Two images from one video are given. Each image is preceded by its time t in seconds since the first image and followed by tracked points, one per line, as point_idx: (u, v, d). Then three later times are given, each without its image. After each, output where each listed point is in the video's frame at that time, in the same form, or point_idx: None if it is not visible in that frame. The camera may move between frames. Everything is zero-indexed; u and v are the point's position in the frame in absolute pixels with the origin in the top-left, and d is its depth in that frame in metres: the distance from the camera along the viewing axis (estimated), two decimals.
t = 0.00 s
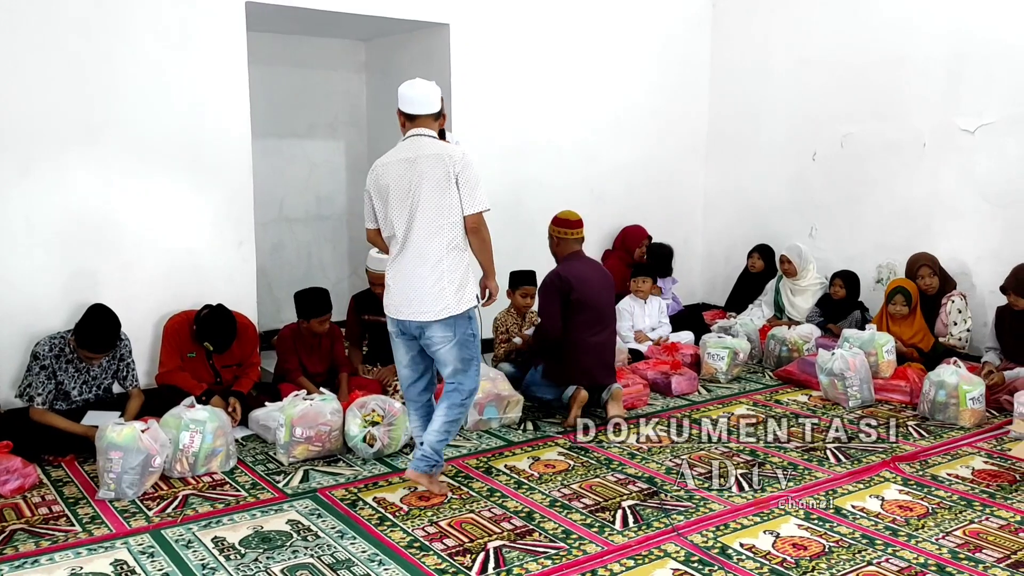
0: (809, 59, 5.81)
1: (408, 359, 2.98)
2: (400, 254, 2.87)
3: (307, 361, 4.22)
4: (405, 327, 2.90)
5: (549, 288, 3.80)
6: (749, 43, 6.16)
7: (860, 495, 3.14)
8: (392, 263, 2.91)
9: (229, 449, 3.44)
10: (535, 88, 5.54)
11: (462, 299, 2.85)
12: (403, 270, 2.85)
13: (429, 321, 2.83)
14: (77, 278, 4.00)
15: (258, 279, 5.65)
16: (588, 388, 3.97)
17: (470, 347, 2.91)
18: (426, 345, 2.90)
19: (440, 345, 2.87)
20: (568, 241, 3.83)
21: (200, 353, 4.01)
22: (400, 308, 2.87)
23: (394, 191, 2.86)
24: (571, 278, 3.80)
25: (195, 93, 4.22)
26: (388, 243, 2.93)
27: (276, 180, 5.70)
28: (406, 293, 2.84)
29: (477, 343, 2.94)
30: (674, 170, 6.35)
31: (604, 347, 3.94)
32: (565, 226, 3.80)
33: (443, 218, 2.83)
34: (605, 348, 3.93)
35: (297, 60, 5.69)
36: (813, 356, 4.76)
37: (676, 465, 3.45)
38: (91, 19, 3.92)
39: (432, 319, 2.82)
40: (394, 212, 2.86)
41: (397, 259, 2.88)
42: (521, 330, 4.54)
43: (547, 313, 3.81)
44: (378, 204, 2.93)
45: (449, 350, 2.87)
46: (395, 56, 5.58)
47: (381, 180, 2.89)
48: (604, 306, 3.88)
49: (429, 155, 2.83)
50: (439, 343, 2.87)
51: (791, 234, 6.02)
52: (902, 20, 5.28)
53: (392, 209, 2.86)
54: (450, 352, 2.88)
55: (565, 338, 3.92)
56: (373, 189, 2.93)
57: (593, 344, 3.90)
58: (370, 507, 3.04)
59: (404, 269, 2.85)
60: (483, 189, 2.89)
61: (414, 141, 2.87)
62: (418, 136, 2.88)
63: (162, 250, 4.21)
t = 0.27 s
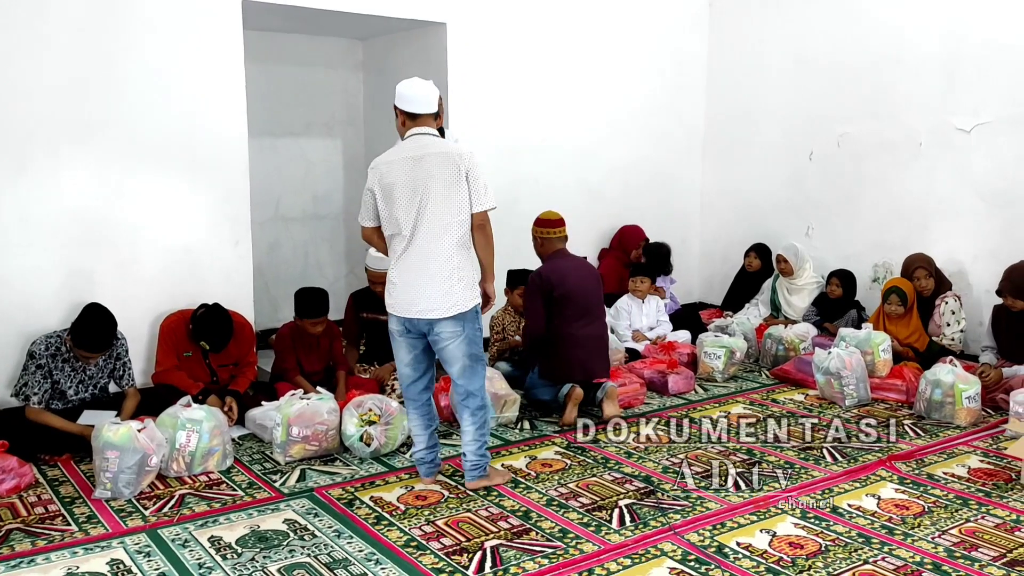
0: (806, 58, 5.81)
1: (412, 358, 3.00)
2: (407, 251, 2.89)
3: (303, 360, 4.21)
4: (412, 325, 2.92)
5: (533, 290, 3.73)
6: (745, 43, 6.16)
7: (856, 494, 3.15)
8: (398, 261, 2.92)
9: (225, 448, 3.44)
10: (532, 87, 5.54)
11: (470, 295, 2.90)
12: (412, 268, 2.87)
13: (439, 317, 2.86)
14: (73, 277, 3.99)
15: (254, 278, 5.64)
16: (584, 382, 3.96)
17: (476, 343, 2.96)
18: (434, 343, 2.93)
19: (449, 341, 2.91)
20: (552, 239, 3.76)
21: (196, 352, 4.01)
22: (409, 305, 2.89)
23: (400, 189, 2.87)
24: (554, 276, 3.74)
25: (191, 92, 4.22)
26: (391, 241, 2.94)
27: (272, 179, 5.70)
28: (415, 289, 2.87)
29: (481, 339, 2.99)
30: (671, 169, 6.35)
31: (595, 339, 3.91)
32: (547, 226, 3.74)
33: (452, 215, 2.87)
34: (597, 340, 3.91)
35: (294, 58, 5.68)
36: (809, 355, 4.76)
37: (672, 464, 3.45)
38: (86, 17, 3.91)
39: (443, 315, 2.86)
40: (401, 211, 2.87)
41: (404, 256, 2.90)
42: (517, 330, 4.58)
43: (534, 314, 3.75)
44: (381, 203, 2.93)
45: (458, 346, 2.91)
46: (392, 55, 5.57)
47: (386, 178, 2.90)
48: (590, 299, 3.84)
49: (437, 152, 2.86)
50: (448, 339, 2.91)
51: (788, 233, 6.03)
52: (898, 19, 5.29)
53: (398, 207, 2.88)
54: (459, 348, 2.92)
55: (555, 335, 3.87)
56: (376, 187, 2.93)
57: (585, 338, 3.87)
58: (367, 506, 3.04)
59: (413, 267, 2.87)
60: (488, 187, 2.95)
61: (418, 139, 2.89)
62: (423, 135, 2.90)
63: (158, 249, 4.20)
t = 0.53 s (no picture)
0: (802, 58, 5.82)
1: (416, 357, 3.00)
2: (419, 250, 2.88)
3: (300, 360, 4.21)
4: (420, 323, 2.93)
5: (520, 291, 3.80)
6: (742, 43, 6.17)
7: (852, 493, 3.15)
8: (407, 260, 2.91)
9: (222, 448, 3.43)
10: (528, 86, 5.54)
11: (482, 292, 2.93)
12: (424, 266, 2.87)
13: (451, 314, 2.88)
14: (69, 276, 3.98)
15: (251, 277, 5.63)
16: (580, 382, 3.96)
17: (482, 341, 2.99)
18: (440, 339, 2.95)
19: (456, 339, 2.93)
20: (537, 243, 3.82)
21: (193, 352, 4.00)
22: (421, 304, 2.89)
23: (412, 188, 2.86)
24: (540, 277, 3.78)
25: (189, 91, 4.21)
26: (399, 240, 2.92)
27: (269, 178, 5.69)
28: (428, 288, 2.87)
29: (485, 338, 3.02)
30: (668, 169, 6.36)
31: (588, 339, 3.92)
32: (531, 230, 3.81)
33: (465, 213, 2.89)
34: (589, 339, 3.91)
35: (291, 57, 5.68)
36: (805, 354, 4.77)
37: (669, 463, 3.45)
38: (82, 15, 3.90)
39: (455, 313, 2.88)
40: (413, 209, 2.86)
41: (415, 256, 2.89)
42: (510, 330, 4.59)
43: (522, 316, 3.81)
44: (388, 202, 2.90)
45: (465, 343, 2.93)
46: (389, 54, 5.57)
47: (395, 177, 2.88)
48: (579, 299, 3.86)
49: (449, 151, 2.87)
50: (456, 336, 2.92)
51: (784, 233, 6.03)
52: (895, 19, 5.30)
53: (410, 206, 2.87)
54: (466, 345, 2.94)
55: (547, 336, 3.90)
56: (384, 186, 2.89)
57: (576, 337, 3.88)
58: (364, 506, 3.03)
59: (425, 265, 2.87)
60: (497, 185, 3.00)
61: (427, 137, 2.88)
62: (431, 133, 2.89)
63: (155, 249, 4.20)
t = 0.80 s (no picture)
0: (799, 58, 5.83)
1: (417, 357, 3.00)
2: (423, 250, 2.88)
3: (297, 360, 4.21)
4: (422, 323, 2.93)
5: (509, 296, 3.79)
6: (739, 42, 6.17)
7: (849, 492, 3.15)
8: (411, 260, 2.90)
9: (219, 447, 3.43)
10: (526, 86, 5.54)
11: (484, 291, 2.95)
12: (428, 266, 2.87)
13: (455, 314, 2.89)
14: (65, 276, 3.97)
15: (248, 277, 5.63)
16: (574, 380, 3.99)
17: (484, 341, 3.00)
18: (443, 338, 2.96)
19: (459, 338, 2.94)
20: (525, 248, 3.85)
21: (189, 352, 4.00)
22: (425, 304, 2.89)
23: (415, 188, 2.85)
24: (529, 280, 3.78)
25: (185, 90, 4.21)
26: (402, 240, 2.91)
27: (266, 178, 5.69)
28: (433, 288, 2.87)
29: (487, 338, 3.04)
30: (665, 168, 6.36)
31: (579, 339, 3.95)
32: (519, 235, 3.86)
33: (468, 213, 2.89)
34: (581, 339, 3.94)
35: (288, 56, 5.67)
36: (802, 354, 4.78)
37: (667, 463, 3.45)
38: (79, 14, 3.89)
39: (458, 312, 2.89)
40: (417, 209, 2.85)
41: (419, 255, 2.88)
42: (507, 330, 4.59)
43: (514, 320, 3.79)
44: (392, 201, 2.88)
45: (467, 342, 2.94)
46: (387, 54, 5.56)
47: (399, 176, 2.86)
48: (568, 299, 3.87)
49: (453, 151, 2.86)
50: (458, 335, 2.93)
51: (781, 232, 6.04)
52: (892, 18, 5.30)
53: (413, 206, 2.86)
54: (468, 344, 2.95)
55: (538, 337, 3.91)
56: (387, 185, 2.88)
57: (568, 337, 3.91)
58: (361, 505, 3.03)
59: (429, 265, 2.87)
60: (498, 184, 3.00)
61: (431, 137, 2.88)
62: (434, 133, 2.89)
63: (151, 248, 4.19)
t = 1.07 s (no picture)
0: (796, 58, 5.83)
1: (414, 356, 3.00)
2: (415, 250, 2.89)
3: (294, 362, 4.21)
4: (416, 323, 2.93)
5: (507, 296, 3.81)
6: (736, 42, 6.17)
7: (847, 492, 3.15)
8: (404, 260, 2.91)
9: (216, 448, 3.42)
10: (523, 86, 5.54)
11: (477, 292, 2.91)
12: (420, 267, 2.88)
13: (447, 315, 2.87)
14: (62, 276, 3.97)
15: (245, 277, 5.62)
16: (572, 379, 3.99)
17: (479, 341, 2.97)
18: (437, 338, 2.94)
19: (452, 339, 2.92)
20: (522, 255, 3.92)
21: (186, 353, 3.99)
22: (417, 305, 2.89)
23: (407, 189, 2.87)
24: (527, 282, 3.81)
25: (182, 90, 4.20)
26: (396, 240, 2.93)
27: (263, 178, 5.68)
28: (424, 288, 2.87)
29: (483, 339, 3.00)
30: (662, 168, 6.36)
31: (577, 340, 3.95)
32: (515, 242, 3.93)
33: (460, 213, 2.87)
34: (579, 339, 3.94)
35: (285, 56, 5.66)
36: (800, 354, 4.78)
37: (664, 463, 3.45)
38: (76, 13, 3.88)
39: (450, 313, 2.87)
40: (409, 210, 2.87)
41: (412, 256, 2.89)
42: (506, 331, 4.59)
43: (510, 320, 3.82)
44: (386, 202, 2.91)
45: (461, 343, 2.92)
46: (384, 54, 5.55)
47: (392, 177, 2.88)
48: (565, 299, 3.89)
49: (444, 151, 2.85)
50: (451, 336, 2.91)
51: (779, 233, 6.04)
52: (889, 19, 5.31)
53: (406, 207, 2.87)
54: (462, 345, 2.93)
55: (535, 335, 3.90)
56: (381, 186, 2.91)
57: (566, 336, 3.91)
58: (358, 506, 3.03)
59: (421, 266, 2.87)
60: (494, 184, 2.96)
61: (425, 137, 2.88)
62: (428, 134, 2.89)
63: (148, 248, 4.18)
